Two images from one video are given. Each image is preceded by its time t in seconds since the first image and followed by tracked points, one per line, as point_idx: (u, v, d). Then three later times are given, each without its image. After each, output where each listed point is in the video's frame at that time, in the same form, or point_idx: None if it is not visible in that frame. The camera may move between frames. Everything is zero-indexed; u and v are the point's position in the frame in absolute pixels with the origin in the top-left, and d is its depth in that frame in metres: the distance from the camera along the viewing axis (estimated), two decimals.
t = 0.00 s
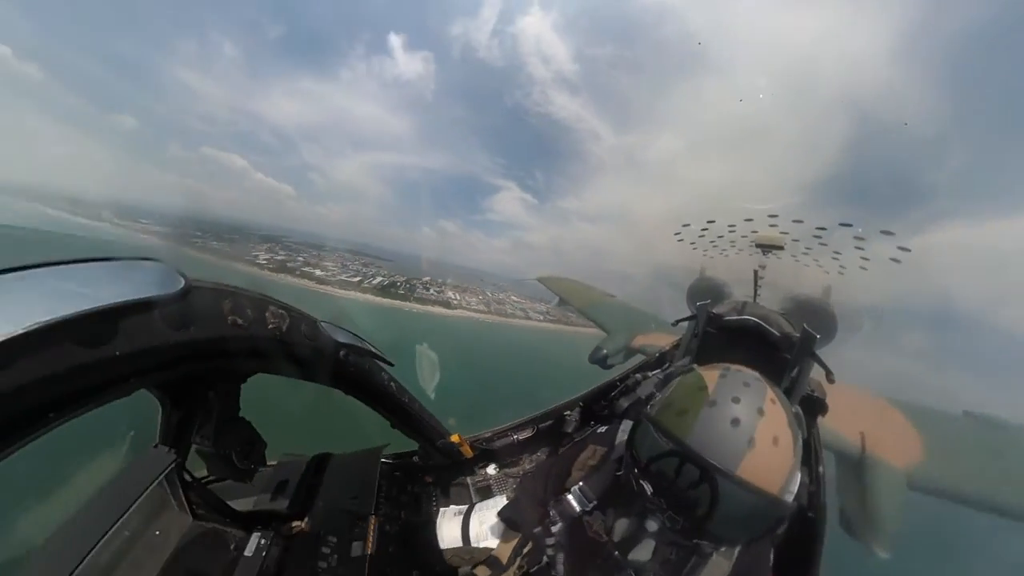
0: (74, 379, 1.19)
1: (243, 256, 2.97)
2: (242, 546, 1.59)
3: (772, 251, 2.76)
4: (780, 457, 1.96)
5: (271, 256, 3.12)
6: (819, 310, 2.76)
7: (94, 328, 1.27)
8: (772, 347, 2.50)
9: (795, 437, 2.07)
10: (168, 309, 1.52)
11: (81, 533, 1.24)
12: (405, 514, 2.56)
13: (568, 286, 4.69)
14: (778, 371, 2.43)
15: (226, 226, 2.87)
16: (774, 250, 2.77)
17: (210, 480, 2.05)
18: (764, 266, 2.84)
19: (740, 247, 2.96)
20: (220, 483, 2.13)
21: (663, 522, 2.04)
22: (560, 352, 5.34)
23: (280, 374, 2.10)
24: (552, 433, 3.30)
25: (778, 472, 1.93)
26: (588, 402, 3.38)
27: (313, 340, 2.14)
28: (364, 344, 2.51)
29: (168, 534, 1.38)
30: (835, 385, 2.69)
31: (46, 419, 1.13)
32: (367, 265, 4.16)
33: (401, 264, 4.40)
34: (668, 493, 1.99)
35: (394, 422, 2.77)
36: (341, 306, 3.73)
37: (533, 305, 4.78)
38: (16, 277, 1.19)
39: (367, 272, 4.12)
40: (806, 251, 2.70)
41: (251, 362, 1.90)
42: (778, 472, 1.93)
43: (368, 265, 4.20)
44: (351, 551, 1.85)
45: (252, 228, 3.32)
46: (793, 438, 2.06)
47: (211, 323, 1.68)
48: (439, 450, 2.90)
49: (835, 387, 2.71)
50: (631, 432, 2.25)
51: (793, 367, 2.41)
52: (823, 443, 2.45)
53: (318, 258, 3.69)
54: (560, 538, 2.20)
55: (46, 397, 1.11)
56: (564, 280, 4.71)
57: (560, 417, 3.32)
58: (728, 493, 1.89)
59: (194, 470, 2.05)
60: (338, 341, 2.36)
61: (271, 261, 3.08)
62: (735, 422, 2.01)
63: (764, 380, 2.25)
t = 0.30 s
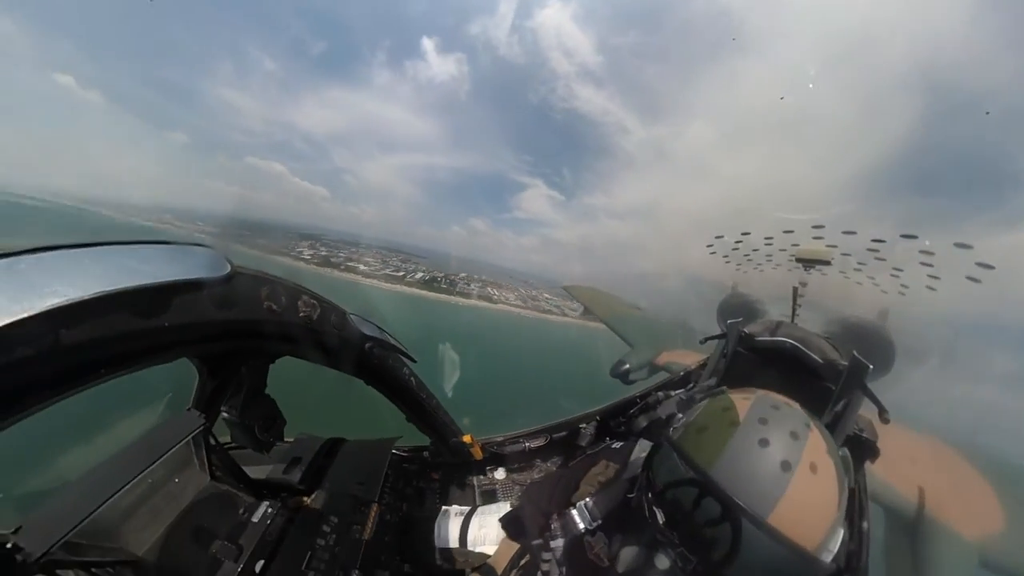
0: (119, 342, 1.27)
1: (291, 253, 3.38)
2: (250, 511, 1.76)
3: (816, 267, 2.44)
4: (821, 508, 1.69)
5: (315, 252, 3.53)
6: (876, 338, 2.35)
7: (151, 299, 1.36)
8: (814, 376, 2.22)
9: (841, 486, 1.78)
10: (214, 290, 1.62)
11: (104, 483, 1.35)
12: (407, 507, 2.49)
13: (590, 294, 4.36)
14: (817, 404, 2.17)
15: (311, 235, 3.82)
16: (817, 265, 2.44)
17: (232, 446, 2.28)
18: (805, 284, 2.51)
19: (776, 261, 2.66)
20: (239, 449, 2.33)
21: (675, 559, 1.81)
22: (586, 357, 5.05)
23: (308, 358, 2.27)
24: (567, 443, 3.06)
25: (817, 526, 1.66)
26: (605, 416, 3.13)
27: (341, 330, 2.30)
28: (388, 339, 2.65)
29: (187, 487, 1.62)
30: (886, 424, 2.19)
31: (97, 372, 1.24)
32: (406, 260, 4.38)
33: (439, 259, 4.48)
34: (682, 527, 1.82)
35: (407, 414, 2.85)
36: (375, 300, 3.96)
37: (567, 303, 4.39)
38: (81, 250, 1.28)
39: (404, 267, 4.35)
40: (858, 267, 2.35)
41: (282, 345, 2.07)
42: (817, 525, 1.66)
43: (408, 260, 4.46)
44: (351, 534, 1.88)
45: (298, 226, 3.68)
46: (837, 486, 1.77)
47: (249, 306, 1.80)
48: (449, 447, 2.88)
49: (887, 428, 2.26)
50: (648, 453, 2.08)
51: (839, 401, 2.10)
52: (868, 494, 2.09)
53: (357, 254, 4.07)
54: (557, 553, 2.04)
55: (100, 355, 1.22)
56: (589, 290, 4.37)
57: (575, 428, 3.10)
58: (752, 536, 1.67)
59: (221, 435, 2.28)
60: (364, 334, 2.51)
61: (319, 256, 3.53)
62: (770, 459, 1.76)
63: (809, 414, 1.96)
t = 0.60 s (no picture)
0: (124, 337, 1.29)
1: (303, 262, 3.30)
2: (252, 507, 1.79)
3: (826, 270, 2.39)
4: (807, 512, 1.63)
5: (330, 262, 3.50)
6: (886, 344, 2.29)
7: (158, 294, 1.38)
8: (820, 381, 2.17)
9: (832, 493, 1.73)
10: (220, 288, 1.63)
11: (108, 476, 1.38)
12: (408, 505, 2.48)
13: (592, 296, 4.41)
14: (824, 411, 2.13)
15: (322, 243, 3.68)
16: (825, 268, 2.39)
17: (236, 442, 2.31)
18: (812, 287, 2.46)
19: (783, 263, 2.60)
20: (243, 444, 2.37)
21: (666, 559, 1.79)
22: (587, 359, 5.02)
23: (312, 356, 2.28)
24: (569, 445, 3.03)
25: (802, 530, 1.60)
26: (609, 419, 3.10)
27: (344, 329, 2.31)
28: (392, 338, 2.66)
29: (190, 481, 1.66)
30: (898, 431, 2.15)
31: (102, 367, 1.27)
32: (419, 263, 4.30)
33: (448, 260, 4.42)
34: (674, 528, 1.80)
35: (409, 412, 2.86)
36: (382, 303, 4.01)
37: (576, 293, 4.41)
38: (91, 247, 1.31)
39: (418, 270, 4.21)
40: (868, 270, 2.29)
41: (285, 343, 2.09)
42: (803, 530, 1.60)
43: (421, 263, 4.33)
44: (350, 531, 1.89)
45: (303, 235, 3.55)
46: (828, 491, 1.72)
47: (254, 304, 1.82)
48: (449, 446, 2.87)
49: (898, 436, 2.21)
50: (642, 454, 2.06)
51: (846, 407, 2.06)
52: (876, 501, 2.07)
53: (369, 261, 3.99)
54: (557, 555, 2.04)
55: (106, 349, 1.24)
56: (593, 292, 4.40)
57: (577, 430, 3.06)
58: (743, 542, 1.62)
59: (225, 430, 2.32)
60: (369, 333, 2.53)
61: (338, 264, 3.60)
62: (760, 461, 1.72)
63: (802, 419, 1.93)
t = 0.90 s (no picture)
0: (123, 337, 1.28)
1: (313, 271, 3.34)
2: (252, 506, 1.80)
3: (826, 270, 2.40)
4: (821, 520, 1.63)
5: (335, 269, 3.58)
6: (886, 344, 2.29)
7: (157, 295, 1.37)
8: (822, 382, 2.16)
9: (844, 498, 1.72)
10: (221, 289, 1.63)
11: (108, 476, 1.38)
12: (408, 506, 2.48)
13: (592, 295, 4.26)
14: (826, 411, 2.12)
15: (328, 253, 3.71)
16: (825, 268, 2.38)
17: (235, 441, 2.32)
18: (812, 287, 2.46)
19: (783, 263, 2.60)
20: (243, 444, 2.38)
21: (671, 564, 1.77)
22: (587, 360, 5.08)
23: (312, 356, 2.28)
24: (569, 445, 3.03)
25: (816, 539, 1.60)
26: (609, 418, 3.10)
27: (345, 329, 2.32)
28: (392, 338, 2.66)
29: (190, 481, 1.66)
30: (899, 432, 2.19)
31: (103, 367, 1.27)
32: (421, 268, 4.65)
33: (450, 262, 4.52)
34: (679, 534, 1.76)
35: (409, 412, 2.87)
36: (386, 305, 4.15)
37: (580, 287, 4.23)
38: (91, 247, 1.31)
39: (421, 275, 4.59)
40: (868, 270, 2.28)
41: (285, 343, 2.09)
42: (817, 538, 1.60)
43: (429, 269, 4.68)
44: (351, 531, 1.89)
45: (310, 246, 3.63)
46: (841, 498, 1.71)
47: (254, 304, 1.82)
48: (449, 446, 2.87)
49: (899, 437, 2.22)
50: (647, 457, 2.05)
51: (845, 408, 2.07)
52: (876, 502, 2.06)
53: (378, 268, 4.30)
54: (557, 557, 2.03)
55: (106, 349, 1.24)
56: (592, 292, 4.21)
57: (577, 430, 3.07)
58: (750, 546, 1.61)
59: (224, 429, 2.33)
60: (369, 333, 2.53)
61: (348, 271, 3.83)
62: (770, 467, 1.70)
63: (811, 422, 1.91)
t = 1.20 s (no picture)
0: (122, 336, 1.28)
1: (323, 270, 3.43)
2: (252, 506, 1.79)
3: (826, 270, 2.40)
4: (814, 507, 1.63)
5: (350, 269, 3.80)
6: (888, 345, 2.29)
7: (156, 295, 1.37)
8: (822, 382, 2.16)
9: (837, 486, 1.72)
10: (221, 288, 1.63)
11: (108, 475, 1.38)
12: (408, 506, 2.49)
13: (594, 295, 4.34)
14: (826, 411, 2.12)
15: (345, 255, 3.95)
16: (825, 268, 2.40)
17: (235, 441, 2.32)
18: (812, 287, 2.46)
19: (784, 263, 2.60)
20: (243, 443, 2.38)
21: (670, 559, 1.75)
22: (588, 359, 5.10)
23: (312, 355, 2.28)
24: (569, 445, 3.03)
25: (809, 526, 1.60)
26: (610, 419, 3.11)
27: (345, 329, 2.31)
28: (392, 337, 2.66)
29: (190, 481, 1.66)
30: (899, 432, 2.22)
31: (103, 367, 1.27)
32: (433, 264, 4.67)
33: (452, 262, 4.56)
34: (676, 528, 1.74)
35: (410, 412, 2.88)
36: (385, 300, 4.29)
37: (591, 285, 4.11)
38: (90, 247, 1.31)
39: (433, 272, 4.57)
40: (869, 270, 2.28)
41: (284, 343, 2.09)
42: (811, 524, 1.60)
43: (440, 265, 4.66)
44: (351, 531, 1.88)
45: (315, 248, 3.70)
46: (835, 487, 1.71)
47: (254, 304, 1.81)
48: (450, 446, 2.87)
49: (900, 437, 2.26)
50: (644, 453, 2.04)
51: (845, 407, 2.07)
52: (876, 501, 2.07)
53: (389, 265, 4.32)
54: (557, 557, 2.05)
55: (105, 348, 1.25)
56: (591, 292, 4.32)
57: (577, 430, 3.07)
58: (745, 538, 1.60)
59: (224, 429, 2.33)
60: (369, 333, 2.53)
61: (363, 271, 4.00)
62: (763, 458, 1.71)
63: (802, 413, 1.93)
